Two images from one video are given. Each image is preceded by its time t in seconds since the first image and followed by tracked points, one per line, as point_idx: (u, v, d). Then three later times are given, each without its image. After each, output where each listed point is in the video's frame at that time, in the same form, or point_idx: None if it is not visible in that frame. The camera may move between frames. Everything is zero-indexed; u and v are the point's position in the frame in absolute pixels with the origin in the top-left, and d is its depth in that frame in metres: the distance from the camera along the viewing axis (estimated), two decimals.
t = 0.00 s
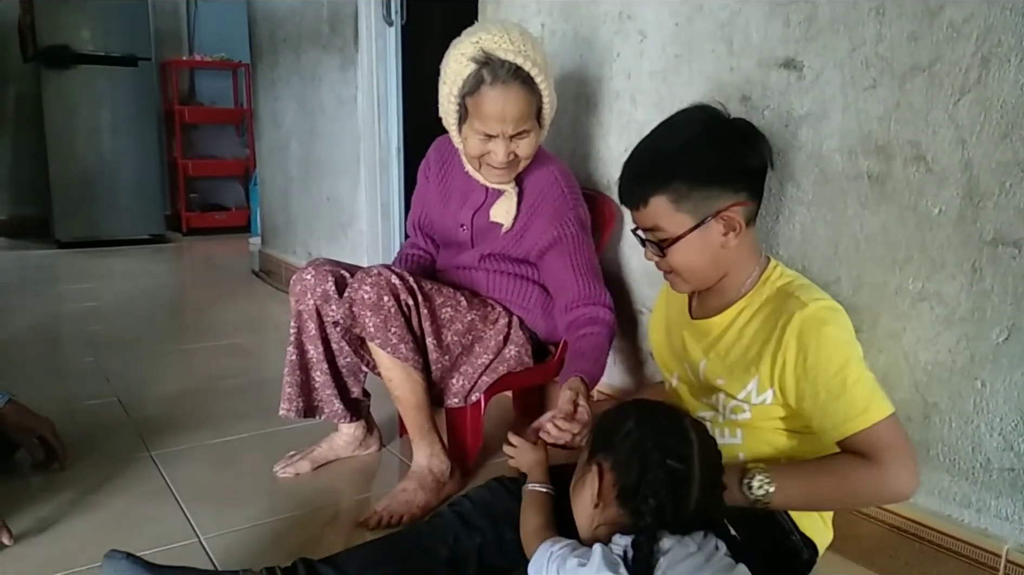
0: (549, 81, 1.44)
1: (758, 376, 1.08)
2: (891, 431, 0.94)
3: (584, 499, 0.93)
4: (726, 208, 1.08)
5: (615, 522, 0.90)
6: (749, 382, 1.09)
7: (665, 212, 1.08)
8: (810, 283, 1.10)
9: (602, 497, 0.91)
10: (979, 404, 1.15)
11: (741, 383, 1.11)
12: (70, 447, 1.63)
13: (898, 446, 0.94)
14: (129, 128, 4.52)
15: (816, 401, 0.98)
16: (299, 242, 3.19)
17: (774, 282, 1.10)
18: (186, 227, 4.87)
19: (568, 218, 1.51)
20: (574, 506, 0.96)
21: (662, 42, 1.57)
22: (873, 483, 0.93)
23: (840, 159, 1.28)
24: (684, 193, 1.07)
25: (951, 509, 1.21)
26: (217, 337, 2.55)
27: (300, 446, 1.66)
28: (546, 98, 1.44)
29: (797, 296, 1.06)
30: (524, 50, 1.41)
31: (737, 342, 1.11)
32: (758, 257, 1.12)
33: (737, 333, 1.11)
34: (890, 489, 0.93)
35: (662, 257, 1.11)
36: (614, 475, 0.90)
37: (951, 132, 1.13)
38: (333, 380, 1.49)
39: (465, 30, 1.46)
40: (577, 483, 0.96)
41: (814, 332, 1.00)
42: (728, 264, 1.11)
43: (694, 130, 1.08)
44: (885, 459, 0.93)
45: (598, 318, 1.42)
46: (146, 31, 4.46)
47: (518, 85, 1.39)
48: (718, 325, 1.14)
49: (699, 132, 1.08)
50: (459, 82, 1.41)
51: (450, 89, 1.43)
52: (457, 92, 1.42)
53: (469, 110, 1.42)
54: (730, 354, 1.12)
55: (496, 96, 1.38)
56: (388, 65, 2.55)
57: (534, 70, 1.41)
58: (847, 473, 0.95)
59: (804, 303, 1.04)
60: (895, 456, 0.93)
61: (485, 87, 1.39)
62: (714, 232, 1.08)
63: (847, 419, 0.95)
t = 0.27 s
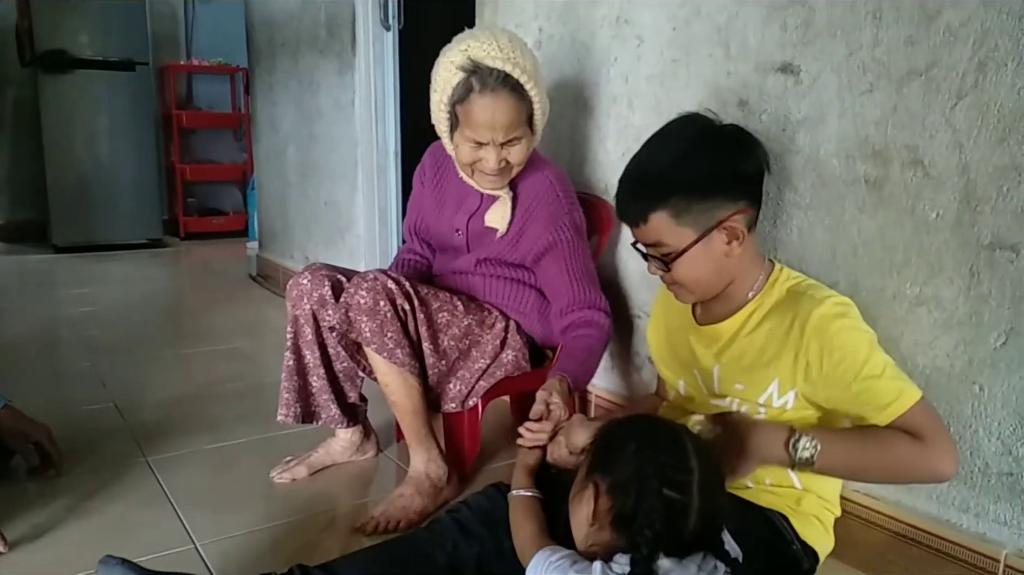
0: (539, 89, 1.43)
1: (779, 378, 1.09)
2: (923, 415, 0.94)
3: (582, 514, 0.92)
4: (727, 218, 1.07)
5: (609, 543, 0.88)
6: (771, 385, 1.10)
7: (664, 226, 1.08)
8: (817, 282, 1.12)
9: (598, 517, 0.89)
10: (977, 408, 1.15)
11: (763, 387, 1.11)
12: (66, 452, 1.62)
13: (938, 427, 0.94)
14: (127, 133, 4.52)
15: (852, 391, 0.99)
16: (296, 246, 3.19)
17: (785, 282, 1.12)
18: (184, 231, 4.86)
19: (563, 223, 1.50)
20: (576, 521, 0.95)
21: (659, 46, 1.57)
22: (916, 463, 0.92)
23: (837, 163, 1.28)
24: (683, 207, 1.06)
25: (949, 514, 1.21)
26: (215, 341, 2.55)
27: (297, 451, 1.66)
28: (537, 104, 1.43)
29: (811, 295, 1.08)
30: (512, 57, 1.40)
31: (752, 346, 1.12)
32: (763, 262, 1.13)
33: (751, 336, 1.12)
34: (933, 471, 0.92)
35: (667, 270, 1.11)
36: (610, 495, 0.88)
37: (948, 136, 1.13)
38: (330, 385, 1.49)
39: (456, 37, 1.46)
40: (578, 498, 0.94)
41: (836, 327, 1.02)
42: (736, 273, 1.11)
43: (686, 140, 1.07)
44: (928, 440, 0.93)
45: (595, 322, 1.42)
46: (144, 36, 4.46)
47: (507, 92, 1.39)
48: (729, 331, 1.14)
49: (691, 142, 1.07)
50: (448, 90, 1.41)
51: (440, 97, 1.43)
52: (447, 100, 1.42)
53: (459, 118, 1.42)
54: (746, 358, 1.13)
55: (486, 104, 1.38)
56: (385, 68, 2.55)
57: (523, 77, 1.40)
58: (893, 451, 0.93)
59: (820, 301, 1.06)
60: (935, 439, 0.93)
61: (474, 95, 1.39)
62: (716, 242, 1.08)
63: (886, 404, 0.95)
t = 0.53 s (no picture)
0: (540, 85, 1.43)
1: (779, 365, 1.09)
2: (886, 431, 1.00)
3: (576, 516, 0.91)
4: (740, 212, 1.07)
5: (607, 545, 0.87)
6: (772, 371, 1.09)
7: (677, 222, 1.07)
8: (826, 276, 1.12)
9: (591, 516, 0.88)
10: (982, 407, 1.15)
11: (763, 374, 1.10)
12: (70, 449, 1.62)
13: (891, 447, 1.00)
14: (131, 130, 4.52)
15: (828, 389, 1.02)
16: (300, 244, 3.19)
17: (795, 275, 1.11)
18: (187, 229, 4.87)
19: (567, 220, 1.50)
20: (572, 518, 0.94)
21: (664, 43, 1.56)
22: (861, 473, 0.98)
23: (843, 161, 1.27)
24: (700, 202, 1.06)
25: (954, 513, 1.21)
26: (218, 339, 2.55)
27: (301, 449, 1.66)
28: (538, 101, 1.43)
29: (819, 286, 1.08)
30: (513, 54, 1.40)
31: (755, 335, 1.12)
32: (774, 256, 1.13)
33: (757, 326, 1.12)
34: (871, 487, 0.99)
35: (681, 267, 1.10)
36: (601, 499, 0.87)
37: (954, 134, 1.13)
38: (334, 382, 1.49)
39: (456, 35, 1.46)
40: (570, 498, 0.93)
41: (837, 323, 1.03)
42: (747, 268, 1.11)
43: (696, 135, 1.08)
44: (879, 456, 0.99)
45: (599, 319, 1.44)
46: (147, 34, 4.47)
47: (508, 90, 1.39)
48: (737, 322, 1.14)
49: (701, 137, 1.07)
50: (449, 88, 1.41)
51: (440, 96, 1.43)
52: (448, 99, 1.42)
53: (460, 117, 1.42)
54: (749, 346, 1.13)
55: (487, 102, 1.38)
56: (389, 66, 2.55)
57: (524, 74, 1.40)
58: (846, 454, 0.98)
59: (826, 292, 1.06)
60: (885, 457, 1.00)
61: (475, 93, 1.39)
62: (730, 237, 1.07)
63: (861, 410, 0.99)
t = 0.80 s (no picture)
0: (547, 84, 1.42)
1: (769, 353, 1.10)
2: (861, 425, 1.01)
3: (568, 515, 0.91)
4: (739, 208, 1.07)
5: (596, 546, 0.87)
6: (760, 359, 1.11)
7: (677, 220, 1.07)
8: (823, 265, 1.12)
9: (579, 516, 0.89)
10: (988, 407, 1.14)
11: (753, 361, 1.12)
12: (75, 446, 1.62)
13: (863, 439, 1.01)
14: (135, 128, 4.52)
15: (801, 378, 1.04)
16: (304, 242, 3.19)
17: (791, 264, 1.11)
18: (191, 227, 4.87)
19: (571, 219, 1.50)
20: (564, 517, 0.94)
21: (670, 42, 1.56)
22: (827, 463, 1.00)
23: (849, 160, 1.27)
24: (699, 199, 1.06)
25: (959, 513, 1.20)
26: (222, 336, 2.55)
27: (305, 447, 1.66)
28: (545, 101, 1.43)
29: (810, 274, 1.08)
30: (521, 54, 1.39)
31: (746, 323, 1.13)
32: (775, 247, 1.12)
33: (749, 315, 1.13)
34: (841, 477, 1.00)
35: (682, 263, 1.10)
36: (588, 501, 0.87)
37: (961, 133, 1.12)
38: (338, 380, 1.49)
39: (463, 34, 1.46)
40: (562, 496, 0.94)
41: (818, 312, 1.04)
42: (746, 262, 1.10)
43: (696, 132, 1.07)
44: (846, 446, 1.00)
45: (604, 319, 1.43)
46: (152, 31, 4.47)
47: (514, 89, 1.38)
48: (733, 310, 1.15)
49: (701, 133, 1.07)
50: (455, 87, 1.41)
51: (447, 95, 1.42)
52: (454, 98, 1.42)
53: (467, 116, 1.41)
54: (740, 333, 1.14)
55: (493, 101, 1.37)
56: (394, 64, 2.54)
57: (531, 74, 1.39)
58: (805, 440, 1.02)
59: (814, 279, 1.06)
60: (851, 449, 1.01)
61: (482, 93, 1.38)
62: (729, 233, 1.07)
63: (828, 400, 1.01)
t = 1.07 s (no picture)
0: (543, 81, 1.42)
1: (765, 344, 1.10)
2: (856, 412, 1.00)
3: (532, 505, 0.91)
4: (722, 205, 1.07)
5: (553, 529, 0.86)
6: (757, 349, 1.11)
7: (662, 219, 1.07)
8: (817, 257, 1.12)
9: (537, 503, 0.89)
10: (980, 403, 1.15)
11: (749, 351, 1.12)
12: (65, 439, 1.61)
13: (861, 427, 1.01)
14: (126, 120, 4.49)
15: (796, 368, 1.04)
16: (296, 236, 3.18)
17: (785, 256, 1.11)
18: (183, 220, 4.85)
19: (565, 215, 1.49)
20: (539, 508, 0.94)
21: (664, 36, 1.56)
22: (822, 448, 1.00)
23: (843, 155, 1.27)
24: (683, 198, 1.06)
25: (950, 509, 1.21)
26: (214, 329, 2.54)
27: (297, 441, 1.65)
28: (541, 98, 1.42)
29: (805, 265, 1.08)
30: (518, 51, 1.39)
31: (741, 314, 1.13)
32: (769, 240, 1.12)
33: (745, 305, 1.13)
34: (840, 466, 0.99)
35: (669, 261, 1.10)
36: (540, 487, 0.87)
37: (956, 130, 1.12)
38: (331, 374, 1.48)
39: (459, 28, 1.45)
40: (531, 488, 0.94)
41: (813, 301, 1.04)
42: (736, 256, 1.10)
43: (681, 131, 1.07)
44: (844, 433, 1.00)
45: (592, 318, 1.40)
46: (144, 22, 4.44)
47: (511, 86, 1.38)
48: (727, 302, 1.15)
49: (687, 133, 1.07)
50: (451, 82, 1.40)
51: (442, 90, 1.42)
52: (450, 93, 1.41)
53: (462, 112, 1.41)
54: (736, 324, 1.14)
55: (490, 97, 1.36)
56: (387, 57, 2.53)
57: (527, 70, 1.39)
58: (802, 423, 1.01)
59: (809, 269, 1.06)
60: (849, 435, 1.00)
61: (478, 88, 1.37)
62: (714, 230, 1.07)
63: (822, 387, 1.01)
